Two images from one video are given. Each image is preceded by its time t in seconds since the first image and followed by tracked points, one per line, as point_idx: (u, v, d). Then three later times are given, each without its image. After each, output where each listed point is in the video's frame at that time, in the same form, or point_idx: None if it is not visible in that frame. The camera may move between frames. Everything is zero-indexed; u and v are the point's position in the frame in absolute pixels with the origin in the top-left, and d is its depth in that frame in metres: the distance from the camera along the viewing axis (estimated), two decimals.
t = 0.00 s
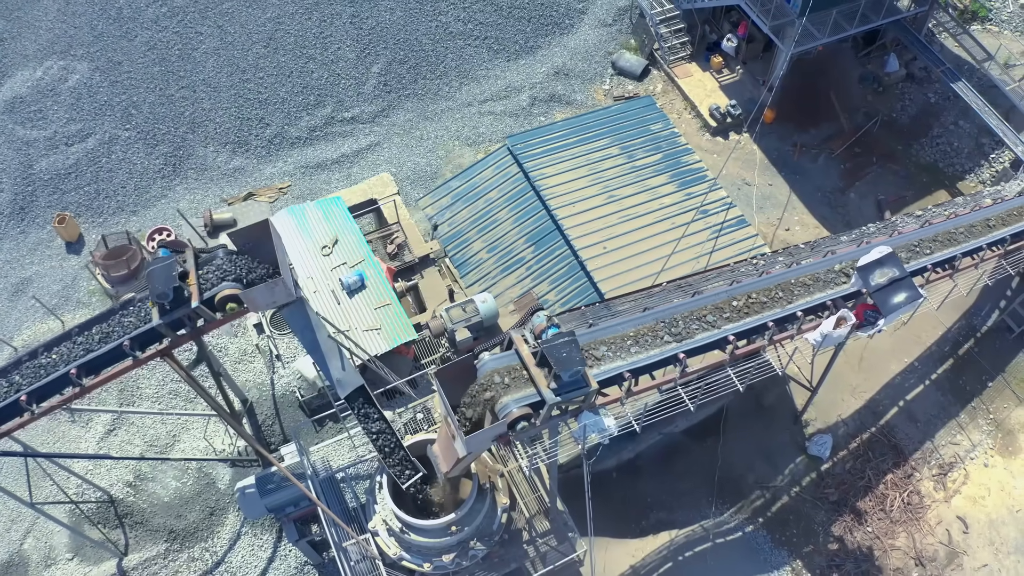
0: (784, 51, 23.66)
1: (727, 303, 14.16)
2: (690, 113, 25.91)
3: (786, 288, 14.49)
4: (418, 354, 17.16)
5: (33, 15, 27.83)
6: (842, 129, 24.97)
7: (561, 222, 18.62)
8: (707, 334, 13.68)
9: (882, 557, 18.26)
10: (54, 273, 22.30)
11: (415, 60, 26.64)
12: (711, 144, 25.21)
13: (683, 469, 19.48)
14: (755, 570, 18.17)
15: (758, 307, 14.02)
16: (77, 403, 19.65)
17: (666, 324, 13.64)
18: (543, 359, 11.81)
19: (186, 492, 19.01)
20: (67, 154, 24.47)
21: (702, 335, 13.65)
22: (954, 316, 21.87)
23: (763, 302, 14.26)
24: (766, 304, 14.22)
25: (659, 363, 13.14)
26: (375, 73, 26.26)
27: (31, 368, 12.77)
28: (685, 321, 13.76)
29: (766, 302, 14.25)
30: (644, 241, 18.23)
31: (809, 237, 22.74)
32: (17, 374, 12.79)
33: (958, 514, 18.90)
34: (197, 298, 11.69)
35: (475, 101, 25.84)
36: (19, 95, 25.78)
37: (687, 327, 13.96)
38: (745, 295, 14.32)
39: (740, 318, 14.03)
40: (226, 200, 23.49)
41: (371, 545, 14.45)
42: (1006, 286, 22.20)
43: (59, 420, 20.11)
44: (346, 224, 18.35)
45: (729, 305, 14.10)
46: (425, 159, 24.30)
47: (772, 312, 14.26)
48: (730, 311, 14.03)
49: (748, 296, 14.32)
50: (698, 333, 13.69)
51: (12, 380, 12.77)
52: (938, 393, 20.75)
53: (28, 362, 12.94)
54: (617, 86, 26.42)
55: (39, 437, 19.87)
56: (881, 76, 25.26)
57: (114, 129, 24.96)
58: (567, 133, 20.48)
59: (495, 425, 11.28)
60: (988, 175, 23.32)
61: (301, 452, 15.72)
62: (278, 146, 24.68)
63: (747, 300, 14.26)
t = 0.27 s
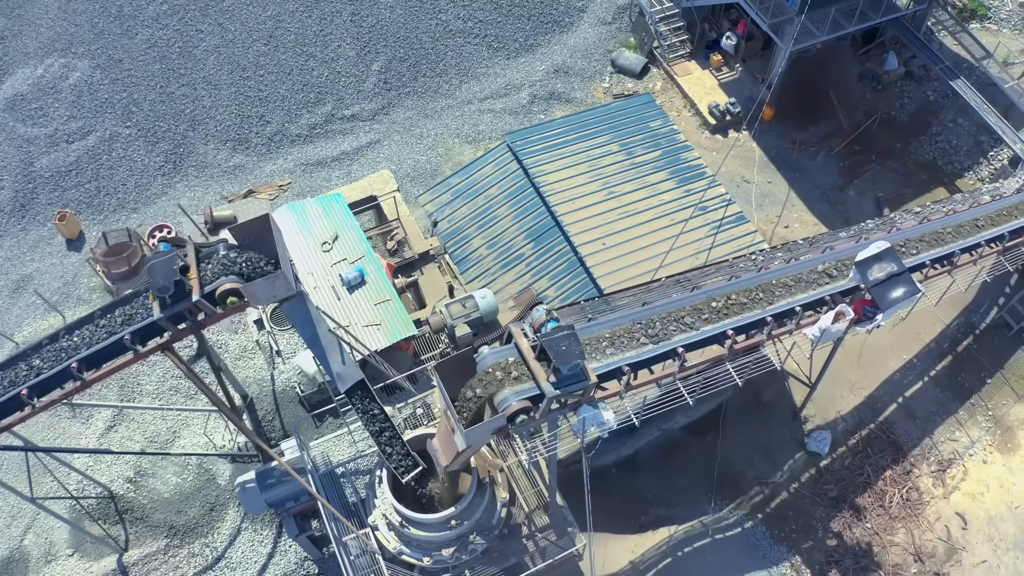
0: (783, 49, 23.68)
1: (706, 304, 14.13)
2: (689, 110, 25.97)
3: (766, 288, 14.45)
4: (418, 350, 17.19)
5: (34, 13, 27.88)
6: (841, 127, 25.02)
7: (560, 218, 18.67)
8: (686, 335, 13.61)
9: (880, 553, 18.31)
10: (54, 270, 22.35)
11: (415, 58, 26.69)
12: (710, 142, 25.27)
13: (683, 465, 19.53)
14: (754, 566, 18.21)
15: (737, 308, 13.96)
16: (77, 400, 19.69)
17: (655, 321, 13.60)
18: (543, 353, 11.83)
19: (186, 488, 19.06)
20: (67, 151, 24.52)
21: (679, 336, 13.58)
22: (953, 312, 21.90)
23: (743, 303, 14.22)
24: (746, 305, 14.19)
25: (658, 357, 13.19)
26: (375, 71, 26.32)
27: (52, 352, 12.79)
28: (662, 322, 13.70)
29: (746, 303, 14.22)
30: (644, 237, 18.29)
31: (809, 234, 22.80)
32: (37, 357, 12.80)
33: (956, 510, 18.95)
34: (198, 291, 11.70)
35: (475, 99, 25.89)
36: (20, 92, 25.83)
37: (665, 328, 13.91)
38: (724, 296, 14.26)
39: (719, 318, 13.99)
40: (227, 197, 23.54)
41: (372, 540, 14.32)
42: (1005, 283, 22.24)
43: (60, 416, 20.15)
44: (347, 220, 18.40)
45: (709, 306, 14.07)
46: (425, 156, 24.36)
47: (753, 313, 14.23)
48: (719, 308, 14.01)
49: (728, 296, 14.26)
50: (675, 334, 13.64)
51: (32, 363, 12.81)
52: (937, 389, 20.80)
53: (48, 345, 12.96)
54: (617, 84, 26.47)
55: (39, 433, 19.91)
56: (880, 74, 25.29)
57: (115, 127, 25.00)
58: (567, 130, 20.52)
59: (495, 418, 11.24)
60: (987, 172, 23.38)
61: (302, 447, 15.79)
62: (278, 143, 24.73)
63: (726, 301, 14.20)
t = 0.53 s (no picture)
0: (782, 46, 23.75)
1: (704, 297, 14.17)
2: (689, 107, 26.04)
3: (757, 284, 14.42)
4: (418, 344, 17.21)
5: (36, 11, 27.96)
6: (840, 124, 25.09)
7: (560, 213, 18.75)
8: (661, 335, 13.43)
9: (879, 547, 18.37)
10: (56, 266, 22.42)
11: (415, 55, 26.76)
12: (709, 138, 25.35)
13: (682, 460, 19.58)
14: (753, 560, 18.26)
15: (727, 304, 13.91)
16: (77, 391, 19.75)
17: (654, 314, 13.66)
18: (542, 344, 11.91)
19: (187, 482, 19.12)
20: (69, 148, 24.60)
21: (656, 336, 13.38)
22: (951, 308, 21.96)
23: (733, 299, 14.17)
24: (727, 304, 14.04)
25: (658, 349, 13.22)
26: (376, 68, 26.39)
27: (75, 333, 12.76)
28: (652, 317, 13.61)
29: (726, 302, 14.06)
30: (643, 232, 18.37)
31: (807, 230, 22.87)
32: (45, 345, 12.79)
33: (955, 504, 19.01)
34: (200, 283, 11.79)
35: (475, 96, 25.96)
36: (21, 89, 25.90)
37: (642, 328, 13.72)
38: (715, 292, 14.22)
39: (697, 318, 13.80)
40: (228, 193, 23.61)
41: (371, 534, 14.56)
42: (1004, 279, 22.30)
43: (61, 411, 20.23)
44: (347, 215, 18.49)
45: (686, 306, 13.86)
46: (425, 153, 24.43)
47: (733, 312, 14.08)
48: (717, 301, 14.05)
49: (706, 296, 14.11)
50: (652, 334, 13.43)
51: (54, 344, 12.84)
52: (935, 384, 20.86)
53: (71, 326, 12.93)
54: (616, 81, 26.53)
55: (41, 428, 19.98)
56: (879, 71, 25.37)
57: (116, 123, 25.08)
58: (567, 125, 20.59)
59: (495, 409, 11.35)
60: (985, 169, 23.44)
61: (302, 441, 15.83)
62: (279, 140, 24.81)
63: (716, 297, 14.16)
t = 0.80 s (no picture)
0: (781, 42, 23.84)
1: (703, 290, 14.24)
2: (688, 104, 26.12)
3: (755, 277, 14.49)
4: (418, 338, 17.31)
5: (37, 8, 28.04)
6: (839, 120, 25.16)
7: (560, 208, 18.82)
8: (652, 331, 13.39)
9: (878, 541, 18.43)
10: (57, 262, 22.49)
11: (415, 52, 26.83)
12: (709, 135, 25.43)
13: (681, 454, 19.65)
14: (753, 553, 18.30)
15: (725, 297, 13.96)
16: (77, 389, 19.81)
17: (652, 306, 13.73)
18: (542, 335, 11.95)
19: (188, 476, 19.18)
20: (70, 144, 24.67)
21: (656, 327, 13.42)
22: (950, 304, 22.02)
23: (731, 292, 14.24)
24: (706, 302, 14.04)
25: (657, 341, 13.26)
26: (376, 65, 26.46)
27: (95, 314, 12.88)
28: (650, 310, 13.68)
29: (715, 298, 14.08)
30: (642, 226, 18.43)
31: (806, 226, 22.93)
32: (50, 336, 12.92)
33: (954, 499, 19.08)
34: (202, 274, 11.81)
35: (475, 93, 26.02)
36: (23, 86, 25.97)
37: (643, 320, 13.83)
38: (713, 285, 14.30)
39: (696, 311, 13.86)
40: (229, 189, 23.67)
41: (372, 526, 14.66)
42: (1002, 274, 22.36)
43: (63, 406, 20.30)
44: (348, 209, 18.58)
45: (685, 299, 13.93)
46: (425, 149, 24.51)
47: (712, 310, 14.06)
48: (716, 294, 14.12)
49: (696, 292, 14.11)
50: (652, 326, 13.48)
51: (74, 325, 12.97)
52: (934, 379, 20.93)
53: (92, 308, 13.06)
54: (616, 78, 26.60)
55: (42, 422, 20.06)
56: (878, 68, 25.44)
57: (117, 120, 25.15)
58: (566, 121, 20.69)
59: (495, 399, 11.43)
60: (984, 165, 23.51)
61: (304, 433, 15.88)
62: (280, 136, 24.88)
63: (714, 289, 14.23)
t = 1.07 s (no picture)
0: (779, 37, 23.92)
1: (702, 279, 14.33)
2: (687, 99, 26.22)
3: (753, 266, 14.58)
4: (419, 329, 17.40)
5: (39, 3, 28.14)
6: (837, 116, 25.25)
7: (560, 200, 18.91)
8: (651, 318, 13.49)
9: (877, 532, 18.50)
10: (59, 255, 22.58)
11: (416, 47, 26.93)
12: (708, 129, 25.54)
13: (681, 445, 19.74)
14: (752, 544, 18.36)
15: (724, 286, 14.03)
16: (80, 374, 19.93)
17: (651, 294, 13.80)
18: (542, 322, 12.06)
19: (190, 467, 19.27)
20: (73, 139, 24.76)
21: (656, 315, 13.52)
22: (948, 297, 22.09)
23: (730, 281, 14.33)
24: (694, 294, 13.96)
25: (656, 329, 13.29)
26: (377, 60, 26.56)
27: (109, 298, 12.80)
28: (650, 298, 13.77)
29: (714, 287, 14.17)
30: (641, 219, 18.52)
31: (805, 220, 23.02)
32: (54, 324, 12.95)
33: (952, 490, 19.16)
34: (204, 261, 11.95)
35: (475, 88, 26.12)
36: (25, 81, 26.06)
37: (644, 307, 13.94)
38: (711, 274, 14.39)
39: (696, 298, 13.93)
40: (230, 183, 23.77)
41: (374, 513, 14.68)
42: (1000, 268, 22.43)
43: (65, 398, 20.38)
44: (349, 201, 18.66)
45: (683, 287, 14.01)
46: (426, 144, 24.60)
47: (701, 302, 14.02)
48: (714, 284, 14.21)
49: (694, 281, 14.20)
50: (652, 313, 13.57)
51: (98, 303, 12.90)
52: (932, 371, 21.00)
53: (106, 291, 12.95)
54: (615, 73, 26.69)
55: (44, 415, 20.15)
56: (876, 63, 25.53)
57: (119, 115, 25.25)
58: (566, 114, 20.77)
59: (495, 384, 11.53)
60: (982, 160, 23.57)
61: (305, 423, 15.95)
62: (281, 131, 24.97)
63: (713, 278, 14.32)
